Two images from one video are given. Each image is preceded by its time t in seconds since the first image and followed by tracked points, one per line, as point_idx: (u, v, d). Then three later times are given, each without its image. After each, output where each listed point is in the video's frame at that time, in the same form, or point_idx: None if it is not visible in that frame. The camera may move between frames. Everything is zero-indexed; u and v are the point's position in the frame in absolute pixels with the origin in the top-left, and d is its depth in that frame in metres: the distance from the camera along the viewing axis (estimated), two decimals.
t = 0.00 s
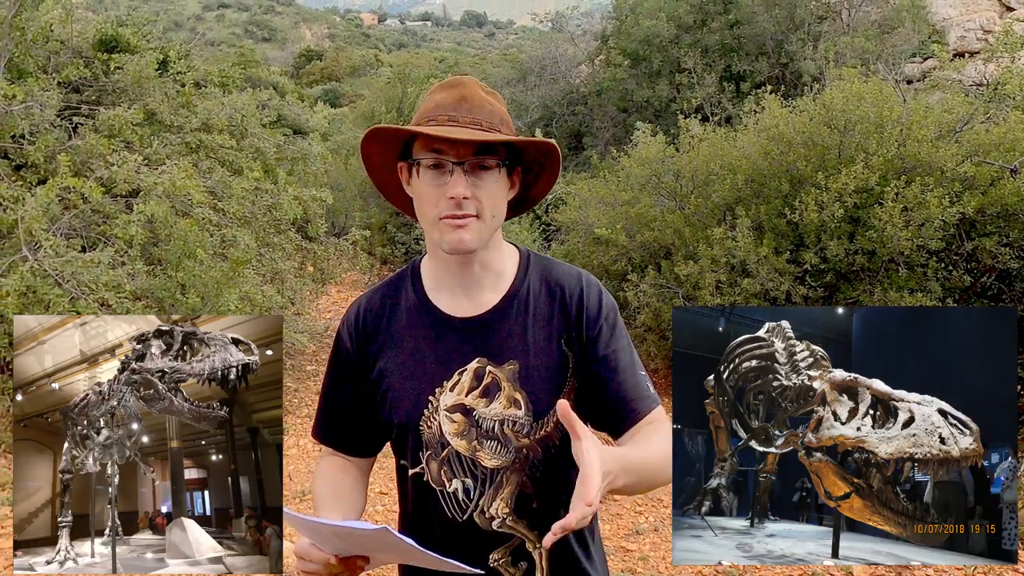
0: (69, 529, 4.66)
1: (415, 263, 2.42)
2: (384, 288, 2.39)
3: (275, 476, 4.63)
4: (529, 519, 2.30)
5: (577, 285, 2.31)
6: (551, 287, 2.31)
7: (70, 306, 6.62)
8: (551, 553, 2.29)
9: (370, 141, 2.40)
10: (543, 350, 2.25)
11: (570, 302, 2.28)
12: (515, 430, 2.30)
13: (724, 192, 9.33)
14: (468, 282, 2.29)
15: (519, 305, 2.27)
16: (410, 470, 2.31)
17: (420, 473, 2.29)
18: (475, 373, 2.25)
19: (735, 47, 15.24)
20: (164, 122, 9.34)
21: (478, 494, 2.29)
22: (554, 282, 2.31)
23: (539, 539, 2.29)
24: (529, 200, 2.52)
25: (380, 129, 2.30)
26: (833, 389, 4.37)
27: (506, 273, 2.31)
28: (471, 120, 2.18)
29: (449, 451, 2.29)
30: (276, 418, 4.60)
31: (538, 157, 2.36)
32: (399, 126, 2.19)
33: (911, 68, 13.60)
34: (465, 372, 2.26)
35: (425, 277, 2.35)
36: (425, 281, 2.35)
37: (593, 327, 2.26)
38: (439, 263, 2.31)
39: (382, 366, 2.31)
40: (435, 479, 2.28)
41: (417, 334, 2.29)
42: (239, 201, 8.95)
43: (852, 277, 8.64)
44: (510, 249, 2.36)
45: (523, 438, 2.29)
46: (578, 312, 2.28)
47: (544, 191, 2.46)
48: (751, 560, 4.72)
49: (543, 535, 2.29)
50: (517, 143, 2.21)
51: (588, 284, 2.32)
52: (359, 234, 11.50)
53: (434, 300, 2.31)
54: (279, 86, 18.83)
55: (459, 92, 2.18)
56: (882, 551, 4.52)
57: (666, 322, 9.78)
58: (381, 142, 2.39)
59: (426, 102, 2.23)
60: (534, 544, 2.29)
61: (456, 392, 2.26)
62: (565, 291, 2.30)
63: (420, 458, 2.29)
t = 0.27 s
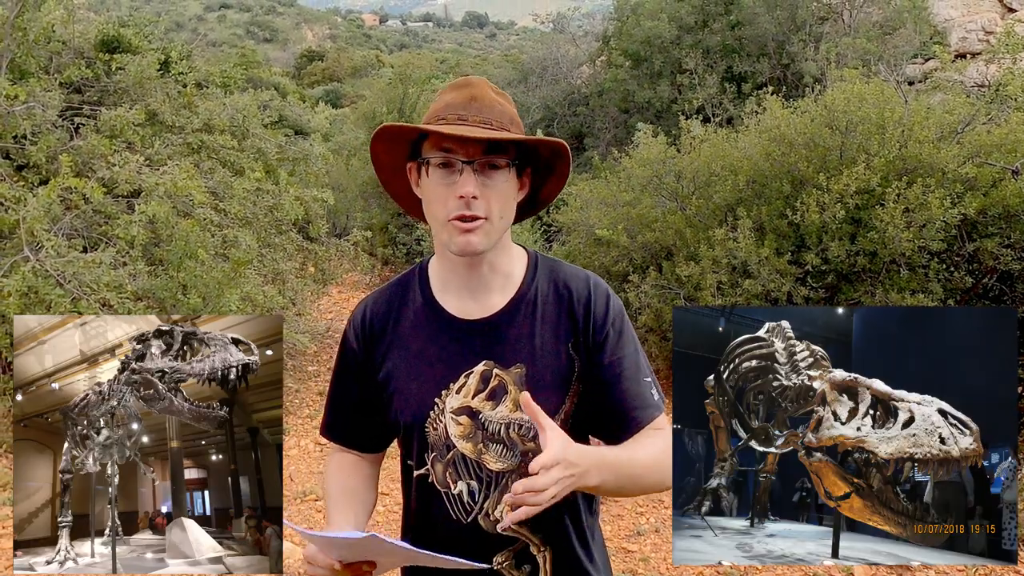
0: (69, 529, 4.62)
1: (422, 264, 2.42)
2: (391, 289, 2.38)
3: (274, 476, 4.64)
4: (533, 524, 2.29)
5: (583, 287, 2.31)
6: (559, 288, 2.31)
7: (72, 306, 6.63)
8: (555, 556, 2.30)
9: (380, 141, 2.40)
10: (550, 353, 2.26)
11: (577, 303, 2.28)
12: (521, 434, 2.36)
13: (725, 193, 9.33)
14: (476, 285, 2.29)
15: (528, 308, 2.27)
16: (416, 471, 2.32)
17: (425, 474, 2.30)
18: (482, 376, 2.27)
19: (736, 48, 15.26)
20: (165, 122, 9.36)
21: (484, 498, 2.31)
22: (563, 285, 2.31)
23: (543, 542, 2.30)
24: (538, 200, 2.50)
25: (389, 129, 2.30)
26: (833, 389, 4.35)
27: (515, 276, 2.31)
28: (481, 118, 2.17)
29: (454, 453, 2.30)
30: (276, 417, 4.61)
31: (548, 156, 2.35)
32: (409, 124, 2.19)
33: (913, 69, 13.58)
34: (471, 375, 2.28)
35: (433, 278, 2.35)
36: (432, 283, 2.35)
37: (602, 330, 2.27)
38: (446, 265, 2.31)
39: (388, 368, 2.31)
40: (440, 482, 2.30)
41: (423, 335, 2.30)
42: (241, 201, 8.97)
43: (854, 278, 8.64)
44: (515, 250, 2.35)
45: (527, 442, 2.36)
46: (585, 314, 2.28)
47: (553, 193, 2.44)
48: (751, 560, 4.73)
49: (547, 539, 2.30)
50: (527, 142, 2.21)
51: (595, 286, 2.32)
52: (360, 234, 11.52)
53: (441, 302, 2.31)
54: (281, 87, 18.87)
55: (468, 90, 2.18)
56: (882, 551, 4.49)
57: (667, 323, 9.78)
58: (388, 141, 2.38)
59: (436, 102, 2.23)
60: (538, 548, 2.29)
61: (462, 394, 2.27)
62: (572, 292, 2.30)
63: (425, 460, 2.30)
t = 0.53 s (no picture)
0: (69, 529, 4.62)
1: (435, 264, 2.55)
2: (403, 290, 2.51)
3: (275, 476, 4.64)
4: (543, 526, 2.46)
5: (595, 292, 2.51)
6: (571, 292, 2.49)
7: (73, 308, 6.63)
8: (561, 557, 2.47)
9: (400, 144, 2.49)
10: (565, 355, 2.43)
11: (591, 308, 2.48)
12: (535, 436, 2.45)
13: (726, 196, 9.33)
14: (493, 288, 2.44)
15: (541, 311, 2.44)
16: (426, 474, 2.43)
17: (437, 477, 2.42)
18: (497, 379, 2.39)
19: (737, 51, 15.27)
20: (167, 124, 9.37)
21: (496, 501, 2.45)
22: (575, 289, 2.50)
23: (551, 544, 2.47)
24: (557, 200, 2.65)
25: (412, 131, 2.39)
26: (833, 389, 4.34)
27: (529, 280, 2.48)
28: (506, 122, 2.29)
29: (468, 457, 2.41)
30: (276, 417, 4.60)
31: (567, 161, 2.50)
32: (436, 126, 2.28)
33: (914, 72, 13.58)
34: (486, 378, 2.40)
35: (447, 281, 2.49)
36: (445, 284, 2.49)
37: (614, 332, 2.49)
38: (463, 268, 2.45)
39: (402, 368, 2.42)
40: (452, 485, 2.42)
41: (439, 336, 2.42)
42: (242, 204, 8.98)
43: (855, 280, 8.59)
44: (528, 256, 2.52)
45: (542, 443, 2.45)
46: (597, 318, 2.49)
47: (572, 194, 2.60)
48: (751, 560, 4.75)
49: (554, 542, 2.47)
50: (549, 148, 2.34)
51: (606, 292, 2.53)
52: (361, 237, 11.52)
53: (457, 305, 2.44)
54: (282, 89, 18.90)
55: (493, 94, 2.29)
56: (882, 551, 4.53)
57: (668, 325, 9.79)
58: (407, 143, 2.48)
59: (459, 104, 2.33)
60: (546, 551, 2.46)
61: (478, 397, 2.39)
62: (584, 298, 2.49)
63: (437, 464, 2.42)
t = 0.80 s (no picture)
0: (69, 529, 4.60)
1: (444, 262, 2.52)
2: (411, 286, 2.45)
3: (274, 476, 4.65)
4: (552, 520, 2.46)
5: (599, 287, 2.56)
6: (580, 291, 2.53)
7: (71, 309, 6.62)
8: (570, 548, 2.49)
9: (415, 145, 2.46)
10: (578, 350, 2.45)
11: (599, 302, 2.53)
12: (545, 430, 2.44)
13: (724, 197, 9.34)
14: (504, 286, 2.42)
15: (552, 308, 2.45)
16: (437, 473, 2.38)
17: (447, 476, 2.38)
18: (509, 374, 2.38)
19: (735, 53, 15.30)
20: (165, 126, 9.37)
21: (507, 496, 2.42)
22: (585, 288, 2.54)
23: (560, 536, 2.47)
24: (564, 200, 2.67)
25: (429, 132, 2.37)
26: (833, 387, 3.74)
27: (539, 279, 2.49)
28: (525, 125, 2.29)
29: (480, 452, 2.39)
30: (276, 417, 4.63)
31: (580, 166, 2.51)
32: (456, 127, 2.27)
33: (912, 74, 13.62)
34: (498, 374, 2.38)
35: (458, 278, 2.45)
36: (457, 282, 2.45)
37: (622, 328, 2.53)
38: (473, 266, 2.43)
39: (417, 367, 2.36)
40: (463, 482, 2.39)
41: (452, 330, 2.38)
42: (240, 205, 8.98)
43: (853, 282, 8.60)
44: (537, 256, 2.53)
45: (553, 437, 2.44)
46: (605, 312, 2.52)
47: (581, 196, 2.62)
48: (751, 561, 3.97)
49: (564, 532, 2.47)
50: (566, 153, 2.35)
51: (611, 288, 2.57)
52: (360, 238, 11.52)
53: (469, 302, 2.41)
54: (280, 91, 18.91)
55: (513, 98, 2.29)
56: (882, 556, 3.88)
57: (666, 327, 9.80)
58: (422, 143, 2.45)
59: (476, 103, 2.32)
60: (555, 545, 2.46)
61: (490, 393, 2.37)
62: (590, 292, 2.53)
63: (448, 461, 2.38)
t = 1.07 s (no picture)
0: (69, 529, 4.58)
1: (443, 261, 2.50)
2: (412, 288, 2.43)
3: (275, 476, 4.61)
4: (557, 521, 2.49)
5: (599, 290, 2.57)
6: (582, 291, 2.54)
7: (66, 308, 6.59)
8: (575, 551, 2.50)
9: (415, 146, 2.44)
10: (581, 354, 2.48)
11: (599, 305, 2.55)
12: (549, 433, 2.48)
13: (720, 198, 9.34)
14: (506, 288, 2.41)
15: (554, 310, 2.45)
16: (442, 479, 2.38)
17: (452, 482, 2.39)
18: (513, 378, 2.38)
19: (731, 53, 15.31)
20: (161, 124, 9.32)
21: (513, 500, 2.45)
22: (587, 289, 2.55)
23: (566, 538, 2.49)
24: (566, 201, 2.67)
25: (430, 133, 2.35)
26: (833, 389, 4.41)
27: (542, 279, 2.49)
28: (527, 124, 2.27)
29: (486, 457, 2.41)
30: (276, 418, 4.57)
31: (582, 164, 2.50)
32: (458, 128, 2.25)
33: (907, 75, 13.63)
34: (502, 378, 2.39)
35: (458, 280, 2.42)
36: (456, 285, 2.42)
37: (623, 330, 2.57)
38: (473, 267, 2.41)
39: (422, 370, 2.35)
40: (469, 487, 2.40)
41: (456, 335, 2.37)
42: (236, 204, 8.94)
43: (849, 283, 8.61)
44: (538, 259, 2.52)
45: (556, 441, 2.49)
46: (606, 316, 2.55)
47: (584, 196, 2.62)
48: (750, 559, 4.76)
49: (569, 534, 2.50)
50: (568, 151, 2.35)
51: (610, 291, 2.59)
52: (356, 238, 11.50)
53: (471, 304, 2.39)
54: (276, 89, 18.87)
55: (515, 96, 2.27)
56: (882, 551, 4.56)
57: (662, 327, 9.81)
58: (422, 146, 2.43)
59: (477, 103, 2.30)
60: (561, 547, 2.48)
61: (495, 397, 2.38)
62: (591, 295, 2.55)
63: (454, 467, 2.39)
